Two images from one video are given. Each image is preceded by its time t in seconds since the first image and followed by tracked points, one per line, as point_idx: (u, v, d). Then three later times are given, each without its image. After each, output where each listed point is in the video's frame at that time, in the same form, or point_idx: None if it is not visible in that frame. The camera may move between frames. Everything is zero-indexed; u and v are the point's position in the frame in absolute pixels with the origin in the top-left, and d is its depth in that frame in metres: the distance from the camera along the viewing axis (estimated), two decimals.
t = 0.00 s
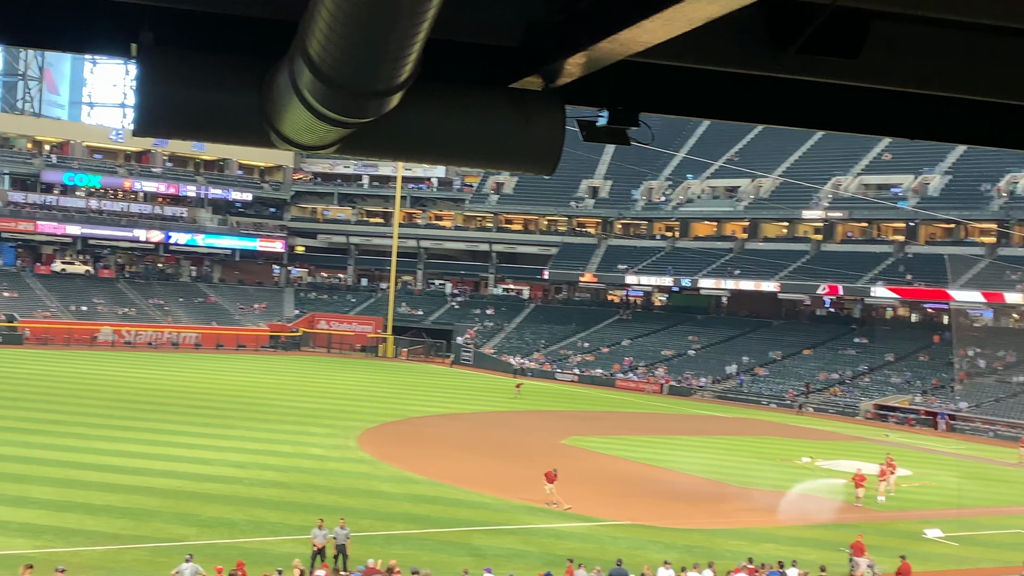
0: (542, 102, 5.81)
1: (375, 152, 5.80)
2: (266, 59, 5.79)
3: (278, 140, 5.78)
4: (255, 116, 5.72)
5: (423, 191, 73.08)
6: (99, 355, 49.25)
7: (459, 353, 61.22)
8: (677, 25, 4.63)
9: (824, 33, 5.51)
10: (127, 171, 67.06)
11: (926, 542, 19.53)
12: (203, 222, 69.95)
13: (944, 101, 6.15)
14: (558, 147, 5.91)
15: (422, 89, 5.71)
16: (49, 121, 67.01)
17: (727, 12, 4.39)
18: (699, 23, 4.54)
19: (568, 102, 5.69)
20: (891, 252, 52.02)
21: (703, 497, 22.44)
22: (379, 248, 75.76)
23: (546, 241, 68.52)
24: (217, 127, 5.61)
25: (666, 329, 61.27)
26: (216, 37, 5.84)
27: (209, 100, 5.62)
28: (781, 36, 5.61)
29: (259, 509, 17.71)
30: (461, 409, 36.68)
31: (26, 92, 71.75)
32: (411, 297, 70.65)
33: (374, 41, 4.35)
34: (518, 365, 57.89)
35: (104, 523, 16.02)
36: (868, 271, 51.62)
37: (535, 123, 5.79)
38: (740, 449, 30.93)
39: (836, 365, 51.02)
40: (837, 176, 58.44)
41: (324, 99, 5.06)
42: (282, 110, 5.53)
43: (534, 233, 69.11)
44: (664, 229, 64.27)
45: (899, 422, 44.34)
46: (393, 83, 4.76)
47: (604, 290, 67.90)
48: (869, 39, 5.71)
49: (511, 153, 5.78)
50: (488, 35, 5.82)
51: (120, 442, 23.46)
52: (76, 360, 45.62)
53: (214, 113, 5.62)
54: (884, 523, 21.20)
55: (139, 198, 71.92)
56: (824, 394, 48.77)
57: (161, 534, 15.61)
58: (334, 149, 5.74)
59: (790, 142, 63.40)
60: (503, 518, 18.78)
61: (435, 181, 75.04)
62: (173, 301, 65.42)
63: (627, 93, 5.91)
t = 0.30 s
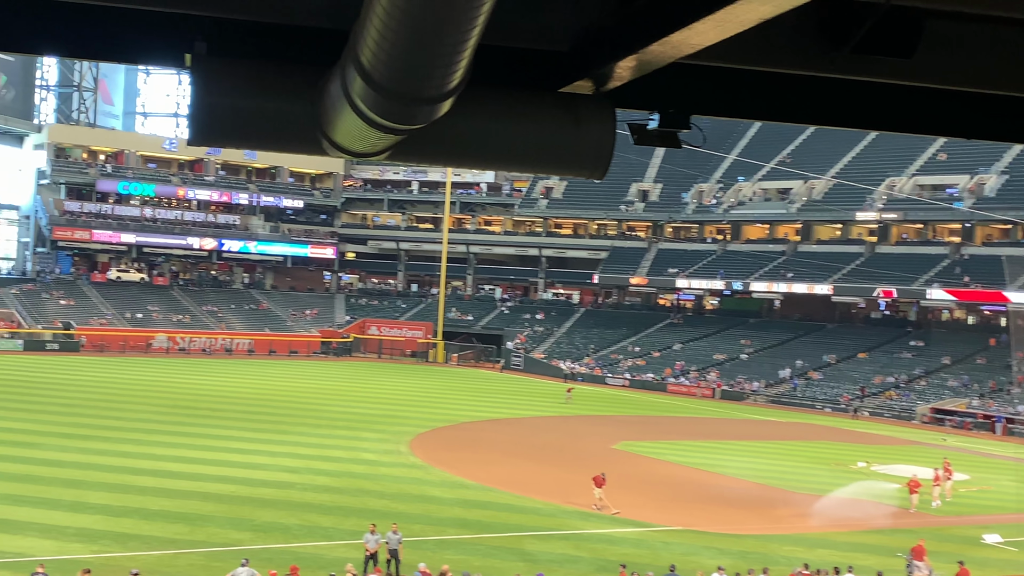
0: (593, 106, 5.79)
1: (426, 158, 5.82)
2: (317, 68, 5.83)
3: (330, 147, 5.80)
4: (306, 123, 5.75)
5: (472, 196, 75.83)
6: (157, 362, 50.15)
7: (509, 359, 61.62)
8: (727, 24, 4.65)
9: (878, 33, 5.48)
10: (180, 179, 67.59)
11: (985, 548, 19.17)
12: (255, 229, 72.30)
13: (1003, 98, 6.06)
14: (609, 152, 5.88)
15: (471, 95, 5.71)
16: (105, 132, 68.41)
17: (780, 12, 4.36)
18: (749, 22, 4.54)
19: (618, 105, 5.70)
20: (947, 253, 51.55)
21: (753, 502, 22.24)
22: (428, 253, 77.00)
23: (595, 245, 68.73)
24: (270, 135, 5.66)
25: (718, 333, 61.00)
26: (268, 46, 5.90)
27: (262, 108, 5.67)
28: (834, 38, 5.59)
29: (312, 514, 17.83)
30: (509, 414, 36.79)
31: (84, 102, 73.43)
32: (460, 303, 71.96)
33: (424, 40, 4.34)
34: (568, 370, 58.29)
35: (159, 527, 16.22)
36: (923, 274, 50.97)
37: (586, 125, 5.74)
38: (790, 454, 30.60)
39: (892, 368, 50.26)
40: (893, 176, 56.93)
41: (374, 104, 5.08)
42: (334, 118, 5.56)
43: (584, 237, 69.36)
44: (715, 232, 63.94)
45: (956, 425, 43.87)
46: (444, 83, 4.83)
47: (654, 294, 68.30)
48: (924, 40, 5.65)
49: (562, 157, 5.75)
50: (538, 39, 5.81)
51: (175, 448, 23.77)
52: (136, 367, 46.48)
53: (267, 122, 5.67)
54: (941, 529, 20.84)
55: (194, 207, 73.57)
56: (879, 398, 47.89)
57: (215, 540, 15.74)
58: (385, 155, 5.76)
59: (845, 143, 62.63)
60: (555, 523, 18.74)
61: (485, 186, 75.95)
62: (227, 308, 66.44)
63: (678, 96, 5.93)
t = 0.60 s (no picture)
0: (649, 108, 5.80)
1: (482, 162, 5.86)
2: (373, 74, 5.88)
3: (387, 153, 5.85)
4: (364, 130, 5.80)
5: (527, 201, 75.84)
6: (219, 367, 51.23)
7: (564, 362, 61.92)
8: (785, 25, 4.63)
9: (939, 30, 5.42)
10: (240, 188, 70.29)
11: None
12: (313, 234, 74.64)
13: None
14: (665, 155, 5.88)
15: (528, 99, 5.76)
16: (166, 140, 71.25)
17: (839, 12, 4.34)
18: (808, 24, 4.52)
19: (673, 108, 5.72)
20: (1010, 253, 50.88)
21: (810, 507, 21.97)
22: (483, 258, 77.53)
23: (651, 249, 69.54)
24: (330, 143, 5.71)
25: (777, 335, 60.47)
26: (325, 55, 5.96)
27: (322, 117, 5.73)
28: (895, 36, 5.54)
29: (370, 518, 17.94)
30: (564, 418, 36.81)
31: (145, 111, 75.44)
32: (516, 307, 72.41)
33: (482, 47, 4.36)
34: (623, 373, 56.98)
35: (220, 530, 16.43)
36: (987, 274, 49.83)
37: (642, 129, 5.76)
38: (848, 459, 30.15)
39: (954, 370, 49.41)
40: (955, 175, 55.90)
41: (432, 110, 5.12)
42: (391, 125, 5.59)
43: (639, 241, 70.29)
44: (772, 234, 63.99)
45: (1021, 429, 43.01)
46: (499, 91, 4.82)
47: (711, 297, 68.32)
48: (987, 35, 5.61)
49: (617, 161, 5.76)
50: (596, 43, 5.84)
51: (236, 452, 24.10)
52: (202, 372, 47.31)
53: (327, 130, 5.72)
54: (1006, 535, 20.38)
55: (252, 214, 75.32)
56: (942, 401, 46.86)
57: (275, 543, 15.91)
58: (441, 159, 5.80)
59: (905, 144, 61.75)
60: (613, 528, 18.68)
61: (538, 190, 76.66)
62: (284, 313, 68.64)
63: (735, 97, 5.94)
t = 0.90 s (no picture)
0: (709, 108, 5.82)
1: (541, 164, 5.89)
2: (431, 79, 5.90)
3: (446, 156, 5.89)
4: (424, 134, 5.83)
5: (584, 202, 77.03)
6: (282, 370, 51.98)
7: (622, 365, 61.38)
8: (846, 25, 4.62)
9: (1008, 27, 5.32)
10: (298, 193, 71.64)
11: None
12: (371, 238, 77.07)
13: None
14: (726, 154, 5.89)
15: (589, 99, 5.77)
16: (224, 146, 74.20)
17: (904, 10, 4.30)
18: (873, 21, 4.48)
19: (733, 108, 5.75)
20: None
21: (871, 510, 21.68)
22: (541, 260, 78.17)
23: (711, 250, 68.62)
24: (390, 148, 5.74)
25: (841, 337, 59.54)
26: (382, 61, 5.98)
27: (381, 122, 5.76)
28: (961, 31, 5.47)
29: (430, 520, 18.01)
30: (622, 420, 36.75)
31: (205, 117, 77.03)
32: (574, 309, 72.66)
33: (543, 48, 4.34)
34: (684, 375, 56.09)
35: (283, 532, 16.57)
36: None
37: (702, 130, 5.79)
38: (909, 461, 29.70)
39: None
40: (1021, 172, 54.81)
41: (490, 113, 5.13)
42: (452, 127, 5.60)
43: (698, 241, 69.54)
44: (835, 234, 63.91)
45: None
46: (560, 93, 4.80)
47: (772, 298, 68.11)
48: None
49: (678, 161, 5.78)
50: (655, 45, 5.86)
51: (298, 454, 24.36)
52: (269, 375, 48.01)
53: (386, 135, 5.75)
54: None
55: (311, 218, 76.66)
56: (1012, 403, 45.76)
57: (336, 545, 16.01)
58: (500, 162, 5.83)
59: (969, 142, 60.72)
60: (674, 531, 18.60)
61: (595, 192, 76.92)
62: (343, 316, 69.58)
63: (796, 95, 5.98)
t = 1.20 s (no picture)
0: (769, 105, 5.75)
1: (597, 164, 5.88)
2: (487, 78, 5.89)
3: (502, 157, 5.89)
4: (480, 134, 5.85)
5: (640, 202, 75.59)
6: (335, 372, 52.41)
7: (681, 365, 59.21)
8: (908, 18, 4.52)
9: None
10: (356, 196, 73.57)
11: None
12: (425, 240, 77.96)
13: None
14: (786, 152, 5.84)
15: (647, 99, 5.74)
16: (285, 151, 76.05)
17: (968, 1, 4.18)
18: (936, 14, 4.38)
19: (792, 105, 5.68)
20: None
21: (931, 511, 21.36)
22: (595, 260, 78.75)
23: (770, 247, 68.17)
24: (446, 149, 5.75)
25: (902, 336, 58.40)
26: (438, 63, 6.00)
27: (438, 124, 5.78)
28: None
29: (488, 521, 18.08)
30: (676, 420, 36.67)
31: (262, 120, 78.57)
32: (630, 310, 72.76)
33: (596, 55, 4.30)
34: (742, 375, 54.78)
35: (342, 532, 16.74)
36: None
37: (763, 128, 5.73)
38: (971, 462, 29.18)
39: None
40: None
41: (547, 114, 5.08)
42: (509, 129, 5.59)
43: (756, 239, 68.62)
44: (896, 232, 63.11)
45: None
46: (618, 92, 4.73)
47: (832, 297, 67.63)
48: None
49: (738, 160, 5.72)
50: (713, 43, 5.81)
51: (356, 455, 24.59)
52: (331, 377, 48.76)
53: (443, 137, 5.77)
54: None
55: (366, 219, 78.13)
56: None
57: (395, 545, 16.12)
58: (557, 162, 5.81)
59: None
60: (733, 532, 18.50)
61: (652, 191, 76.41)
62: (399, 317, 70.95)
63: (855, 92, 5.95)
